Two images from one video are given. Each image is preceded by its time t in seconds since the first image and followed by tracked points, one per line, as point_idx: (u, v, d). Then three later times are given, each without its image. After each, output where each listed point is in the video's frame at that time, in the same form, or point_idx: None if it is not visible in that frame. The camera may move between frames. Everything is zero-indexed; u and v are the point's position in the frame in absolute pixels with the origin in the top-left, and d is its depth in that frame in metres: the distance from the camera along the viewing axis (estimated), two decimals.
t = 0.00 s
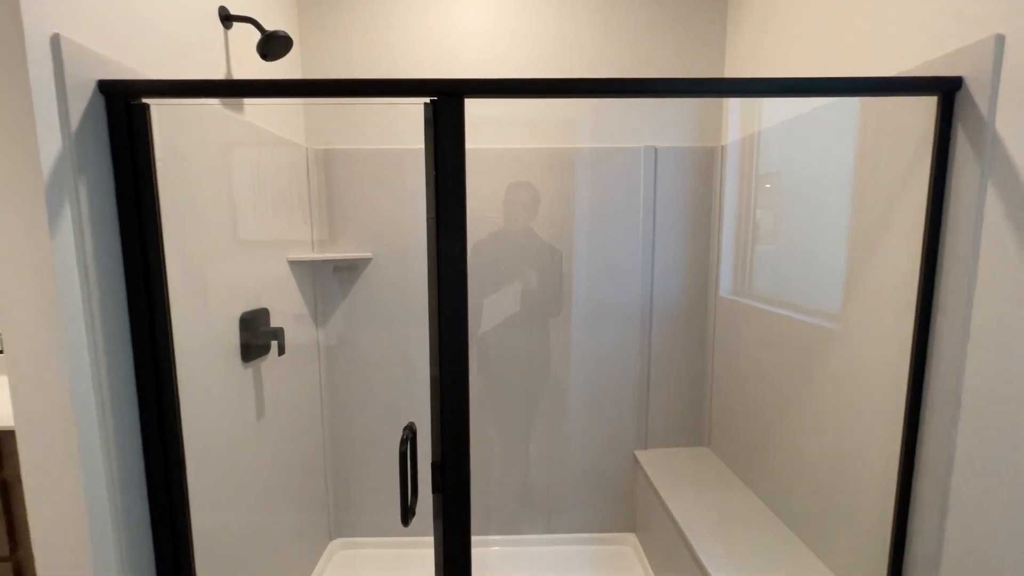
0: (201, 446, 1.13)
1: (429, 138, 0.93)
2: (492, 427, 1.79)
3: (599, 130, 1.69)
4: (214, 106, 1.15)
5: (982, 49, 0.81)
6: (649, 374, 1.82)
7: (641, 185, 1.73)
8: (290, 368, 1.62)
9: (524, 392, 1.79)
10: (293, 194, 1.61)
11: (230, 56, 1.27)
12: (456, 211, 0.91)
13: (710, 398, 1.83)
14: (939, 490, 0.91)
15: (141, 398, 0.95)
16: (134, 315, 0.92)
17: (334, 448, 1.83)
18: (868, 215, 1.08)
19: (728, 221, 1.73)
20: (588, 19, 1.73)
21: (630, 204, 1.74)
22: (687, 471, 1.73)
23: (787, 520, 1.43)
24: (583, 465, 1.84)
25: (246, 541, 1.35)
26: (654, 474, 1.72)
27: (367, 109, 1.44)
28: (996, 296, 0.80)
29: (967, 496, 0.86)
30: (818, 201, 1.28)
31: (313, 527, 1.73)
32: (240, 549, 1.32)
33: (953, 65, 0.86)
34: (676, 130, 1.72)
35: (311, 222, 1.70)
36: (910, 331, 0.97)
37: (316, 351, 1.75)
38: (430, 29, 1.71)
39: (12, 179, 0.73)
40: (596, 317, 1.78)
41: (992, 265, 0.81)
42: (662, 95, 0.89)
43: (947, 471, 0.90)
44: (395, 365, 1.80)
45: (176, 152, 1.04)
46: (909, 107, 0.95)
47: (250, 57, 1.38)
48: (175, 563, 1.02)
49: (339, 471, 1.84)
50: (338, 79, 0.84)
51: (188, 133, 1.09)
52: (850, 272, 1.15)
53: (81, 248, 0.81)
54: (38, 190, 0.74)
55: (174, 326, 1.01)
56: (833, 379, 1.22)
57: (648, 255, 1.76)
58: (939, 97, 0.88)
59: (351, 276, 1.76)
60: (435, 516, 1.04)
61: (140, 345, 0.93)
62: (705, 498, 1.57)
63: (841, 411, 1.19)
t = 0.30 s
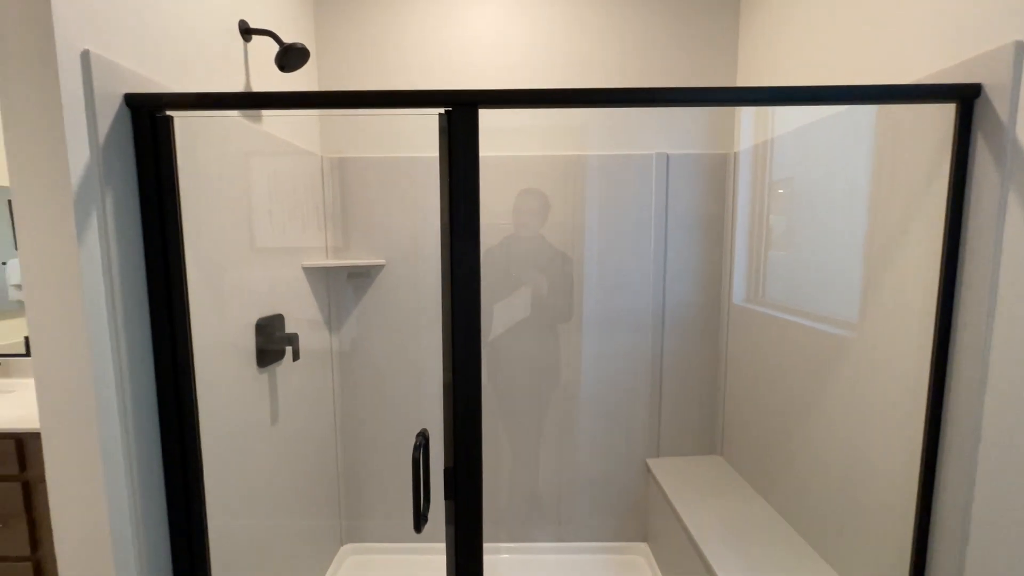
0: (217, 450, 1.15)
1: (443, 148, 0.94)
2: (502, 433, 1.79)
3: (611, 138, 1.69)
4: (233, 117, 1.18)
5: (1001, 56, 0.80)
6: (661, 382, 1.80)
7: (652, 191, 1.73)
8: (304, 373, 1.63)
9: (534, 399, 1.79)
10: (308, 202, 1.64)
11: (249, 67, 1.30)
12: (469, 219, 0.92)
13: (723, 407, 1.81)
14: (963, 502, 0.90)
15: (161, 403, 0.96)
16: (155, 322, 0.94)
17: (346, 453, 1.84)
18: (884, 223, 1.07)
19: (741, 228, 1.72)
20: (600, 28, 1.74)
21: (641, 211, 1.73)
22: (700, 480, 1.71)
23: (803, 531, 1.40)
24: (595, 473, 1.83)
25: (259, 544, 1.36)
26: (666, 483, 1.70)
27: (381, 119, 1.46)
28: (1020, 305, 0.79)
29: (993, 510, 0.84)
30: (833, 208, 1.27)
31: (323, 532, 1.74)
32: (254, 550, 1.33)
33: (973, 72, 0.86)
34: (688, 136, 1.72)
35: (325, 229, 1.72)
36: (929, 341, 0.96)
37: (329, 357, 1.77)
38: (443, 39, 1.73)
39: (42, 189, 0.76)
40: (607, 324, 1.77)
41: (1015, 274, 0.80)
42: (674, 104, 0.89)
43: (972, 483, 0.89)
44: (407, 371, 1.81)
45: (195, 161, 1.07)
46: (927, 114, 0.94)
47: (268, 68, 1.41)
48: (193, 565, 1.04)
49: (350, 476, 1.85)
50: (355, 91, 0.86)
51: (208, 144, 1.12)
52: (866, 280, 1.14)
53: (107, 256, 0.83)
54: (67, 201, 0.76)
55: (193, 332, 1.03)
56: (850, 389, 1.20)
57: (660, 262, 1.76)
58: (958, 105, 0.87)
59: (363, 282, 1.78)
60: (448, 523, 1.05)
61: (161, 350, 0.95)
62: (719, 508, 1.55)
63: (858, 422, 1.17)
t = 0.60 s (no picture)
0: (226, 453, 1.16)
1: (452, 153, 0.94)
2: (510, 439, 1.78)
3: (620, 142, 1.69)
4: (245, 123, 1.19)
5: (1019, 58, 0.79)
6: (670, 388, 1.79)
7: (662, 196, 1.72)
8: (312, 377, 1.64)
9: (542, 405, 1.78)
10: (317, 207, 1.65)
11: (261, 75, 1.32)
12: (478, 224, 0.92)
13: (734, 413, 1.78)
14: (984, 514, 0.88)
15: (171, 406, 0.97)
16: (166, 325, 0.95)
17: (353, 457, 1.84)
18: (899, 229, 1.05)
19: (751, 233, 1.70)
20: (608, 34, 1.74)
21: (650, 216, 1.72)
22: (710, 488, 1.68)
23: (816, 542, 1.37)
24: (603, 480, 1.81)
25: (267, 547, 1.36)
26: (676, 490, 1.68)
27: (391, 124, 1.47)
28: None
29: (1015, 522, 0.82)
30: (846, 212, 1.25)
31: (331, 536, 1.74)
32: (261, 554, 1.34)
33: (991, 73, 0.84)
34: (697, 141, 1.71)
35: (334, 234, 1.73)
36: (948, 348, 0.94)
37: (338, 361, 1.78)
38: (452, 46, 1.75)
39: (58, 194, 0.77)
40: (616, 329, 1.76)
41: None
42: (685, 108, 0.89)
43: (993, 494, 0.86)
44: (415, 375, 1.81)
45: (208, 167, 1.08)
46: (944, 116, 0.92)
47: (280, 75, 1.43)
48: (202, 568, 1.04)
49: (358, 480, 1.85)
50: (364, 96, 0.86)
51: (219, 149, 1.13)
52: (880, 286, 1.12)
53: (120, 260, 0.84)
54: (82, 206, 0.77)
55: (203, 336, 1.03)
56: (865, 395, 1.18)
57: (669, 267, 1.74)
58: (974, 108, 0.86)
59: (372, 287, 1.79)
60: (455, 529, 1.04)
61: (172, 353, 0.96)
62: (730, 517, 1.52)
63: (874, 430, 1.15)
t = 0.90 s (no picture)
0: (232, 455, 1.16)
1: (457, 155, 0.94)
2: (514, 442, 1.77)
3: (625, 146, 1.69)
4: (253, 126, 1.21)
5: None
6: (676, 392, 1.77)
7: (667, 199, 1.71)
8: (317, 379, 1.65)
9: (546, 408, 1.77)
10: (323, 210, 1.66)
11: (269, 79, 1.33)
12: (482, 226, 0.92)
13: (740, 418, 1.77)
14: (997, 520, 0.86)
15: (177, 407, 0.98)
16: (172, 328, 0.95)
17: (357, 460, 1.84)
18: (908, 231, 1.04)
19: (758, 236, 1.69)
20: (613, 38, 1.74)
21: (655, 219, 1.72)
22: (717, 493, 1.66)
23: (824, 548, 1.36)
24: (608, 484, 1.80)
25: (271, 549, 1.37)
26: (681, 495, 1.66)
27: (397, 128, 1.47)
28: None
29: None
30: (853, 215, 1.24)
31: (335, 539, 1.74)
32: (266, 555, 1.34)
33: (1003, 74, 0.83)
34: (702, 144, 1.70)
35: (340, 236, 1.74)
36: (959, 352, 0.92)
37: (343, 363, 1.78)
38: (457, 50, 1.76)
39: (68, 196, 0.78)
40: (621, 332, 1.75)
41: None
42: (691, 111, 0.88)
43: (1006, 499, 0.85)
44: (419, 378, 1.81)
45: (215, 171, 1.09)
46: (952, 118, 0.91)
47: (287, 80, 1.44)
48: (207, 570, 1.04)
49: (362, 483, 1.85)
50: (370, 99, 0.87)
51: (226, 153, 1.14)
52: (888, 289, 1.10)
53: (128, 262, 0.85)
54: (91, 208, 0.78)
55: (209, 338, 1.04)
56: (873, 399, 1.16)
57: (675, 270, 1.74)
58: (985, 108, 0.85)
59: (377, 289, 1.79)
60: (459, 532, 1.04)
61: (178, 355, 0.96)
62: (736, 522, 1.51)
63: (882, 434, 1.13)
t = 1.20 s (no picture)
0: (235, 456, 1.17)
1: (460, 157, 0.94)
2: (517, 444, 1.77)
3: (629, 148, 1.69)
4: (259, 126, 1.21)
5: None
6: (680, 394, 1.76)
7: (671, 201, 1.71)
8: (320, 381, 1.65)
9: (549, 410, 1.76)
10: (326, 212, 1.66)
11: (273, 82, 1.34)
12: (485, 228, 0.92)
13: (745, 421, 1.76)
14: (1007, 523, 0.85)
15: (181, 408, 0.98)
16: (177, 328, 0.96)
17: (360, 462, 1.84)
18: (914, 232, 1.04)
19: (762, 238, 1.68)
20: (617, 39, 1.74)
21: (659, 220, 1.71)
22: (722, 497, 1.65)
23: (830, 553, 1.34)
24: (611, 487, 1.79)
25: (273, 551, 1.37)
26: (685, 498, 1.65)
27: (400, 130, 1.47)
28: None
29: None
30: (859, 217, 1.23)
31: (338, 540, 1.74)
32: (268, 558, 1.34)
33: (1011, 74, 0.82)
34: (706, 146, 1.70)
35: (343, 238, 1.75)
36: (967, 355, 0.91)
37: (346, 365, 1.78)
38: (461, 52, 1.76)
39: (73, 198, 0.78)
40: (625, 334, 1.75)
41: None
42: (695, 112, 0.88)
43: (1016, 502, 0.84)
44: (422, 380, 1.81)
45: (218, 173, 1.09)
46: (959, 118, 0.91)
47: (291, 82, 1.45)
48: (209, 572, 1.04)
49: (365, 485, 1.85)
50: (373, 101, 0.87)
51: (230, 155, 1.14)
52: (894, 291, 1.10)
53: (132, 263, 0.85)
54: (96, 209, 0.79)
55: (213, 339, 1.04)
56: (879, 403, 1.15)
57: (678, 272, 1.73)
58: (992, 108, 0.85)
59: (381, 291, 1.80)
60: (461, 534, 1.03)
61: (182, 356, 0.97)
62: (741, 526, 1.50)
63: (888, 438, 1.12)
